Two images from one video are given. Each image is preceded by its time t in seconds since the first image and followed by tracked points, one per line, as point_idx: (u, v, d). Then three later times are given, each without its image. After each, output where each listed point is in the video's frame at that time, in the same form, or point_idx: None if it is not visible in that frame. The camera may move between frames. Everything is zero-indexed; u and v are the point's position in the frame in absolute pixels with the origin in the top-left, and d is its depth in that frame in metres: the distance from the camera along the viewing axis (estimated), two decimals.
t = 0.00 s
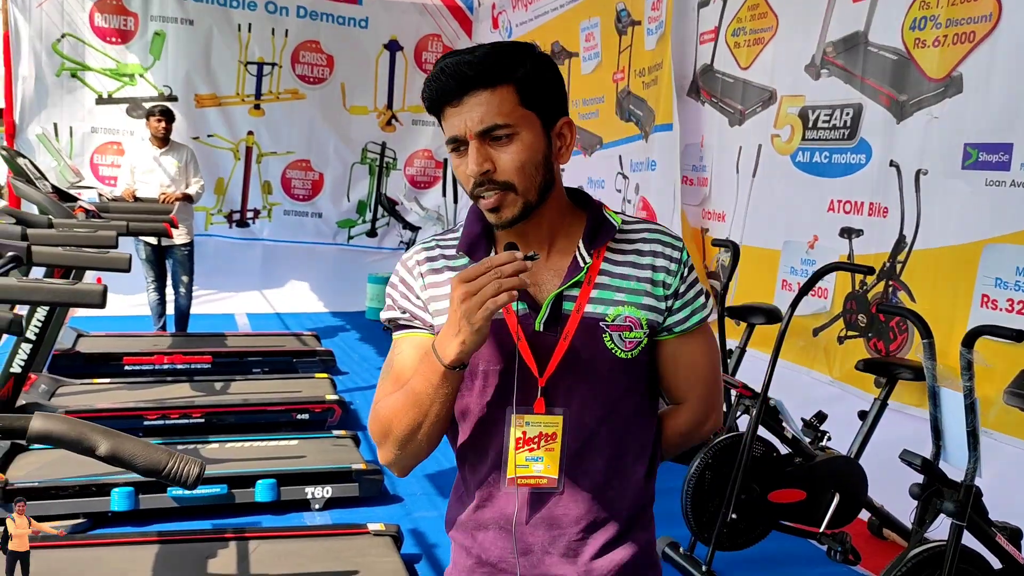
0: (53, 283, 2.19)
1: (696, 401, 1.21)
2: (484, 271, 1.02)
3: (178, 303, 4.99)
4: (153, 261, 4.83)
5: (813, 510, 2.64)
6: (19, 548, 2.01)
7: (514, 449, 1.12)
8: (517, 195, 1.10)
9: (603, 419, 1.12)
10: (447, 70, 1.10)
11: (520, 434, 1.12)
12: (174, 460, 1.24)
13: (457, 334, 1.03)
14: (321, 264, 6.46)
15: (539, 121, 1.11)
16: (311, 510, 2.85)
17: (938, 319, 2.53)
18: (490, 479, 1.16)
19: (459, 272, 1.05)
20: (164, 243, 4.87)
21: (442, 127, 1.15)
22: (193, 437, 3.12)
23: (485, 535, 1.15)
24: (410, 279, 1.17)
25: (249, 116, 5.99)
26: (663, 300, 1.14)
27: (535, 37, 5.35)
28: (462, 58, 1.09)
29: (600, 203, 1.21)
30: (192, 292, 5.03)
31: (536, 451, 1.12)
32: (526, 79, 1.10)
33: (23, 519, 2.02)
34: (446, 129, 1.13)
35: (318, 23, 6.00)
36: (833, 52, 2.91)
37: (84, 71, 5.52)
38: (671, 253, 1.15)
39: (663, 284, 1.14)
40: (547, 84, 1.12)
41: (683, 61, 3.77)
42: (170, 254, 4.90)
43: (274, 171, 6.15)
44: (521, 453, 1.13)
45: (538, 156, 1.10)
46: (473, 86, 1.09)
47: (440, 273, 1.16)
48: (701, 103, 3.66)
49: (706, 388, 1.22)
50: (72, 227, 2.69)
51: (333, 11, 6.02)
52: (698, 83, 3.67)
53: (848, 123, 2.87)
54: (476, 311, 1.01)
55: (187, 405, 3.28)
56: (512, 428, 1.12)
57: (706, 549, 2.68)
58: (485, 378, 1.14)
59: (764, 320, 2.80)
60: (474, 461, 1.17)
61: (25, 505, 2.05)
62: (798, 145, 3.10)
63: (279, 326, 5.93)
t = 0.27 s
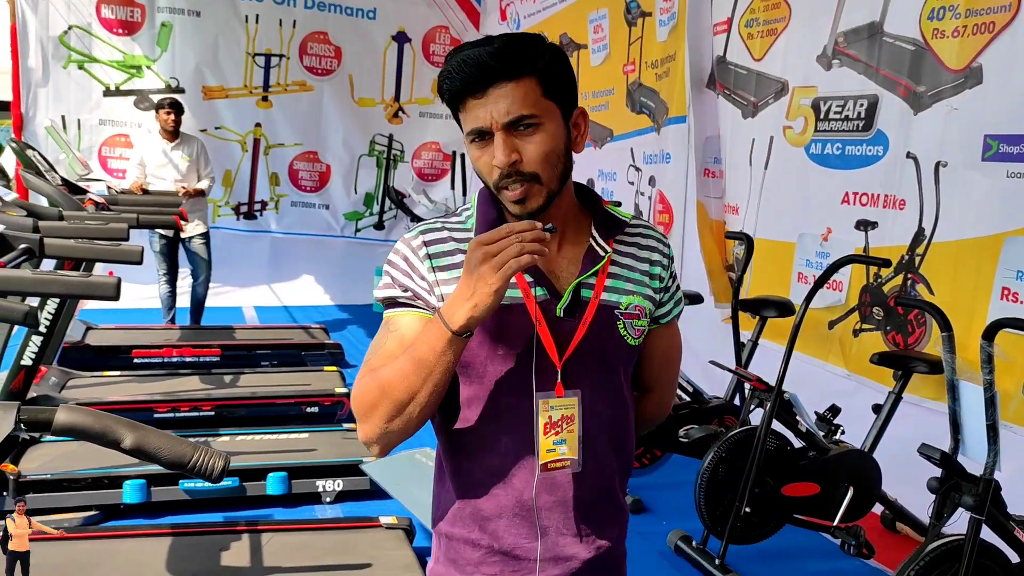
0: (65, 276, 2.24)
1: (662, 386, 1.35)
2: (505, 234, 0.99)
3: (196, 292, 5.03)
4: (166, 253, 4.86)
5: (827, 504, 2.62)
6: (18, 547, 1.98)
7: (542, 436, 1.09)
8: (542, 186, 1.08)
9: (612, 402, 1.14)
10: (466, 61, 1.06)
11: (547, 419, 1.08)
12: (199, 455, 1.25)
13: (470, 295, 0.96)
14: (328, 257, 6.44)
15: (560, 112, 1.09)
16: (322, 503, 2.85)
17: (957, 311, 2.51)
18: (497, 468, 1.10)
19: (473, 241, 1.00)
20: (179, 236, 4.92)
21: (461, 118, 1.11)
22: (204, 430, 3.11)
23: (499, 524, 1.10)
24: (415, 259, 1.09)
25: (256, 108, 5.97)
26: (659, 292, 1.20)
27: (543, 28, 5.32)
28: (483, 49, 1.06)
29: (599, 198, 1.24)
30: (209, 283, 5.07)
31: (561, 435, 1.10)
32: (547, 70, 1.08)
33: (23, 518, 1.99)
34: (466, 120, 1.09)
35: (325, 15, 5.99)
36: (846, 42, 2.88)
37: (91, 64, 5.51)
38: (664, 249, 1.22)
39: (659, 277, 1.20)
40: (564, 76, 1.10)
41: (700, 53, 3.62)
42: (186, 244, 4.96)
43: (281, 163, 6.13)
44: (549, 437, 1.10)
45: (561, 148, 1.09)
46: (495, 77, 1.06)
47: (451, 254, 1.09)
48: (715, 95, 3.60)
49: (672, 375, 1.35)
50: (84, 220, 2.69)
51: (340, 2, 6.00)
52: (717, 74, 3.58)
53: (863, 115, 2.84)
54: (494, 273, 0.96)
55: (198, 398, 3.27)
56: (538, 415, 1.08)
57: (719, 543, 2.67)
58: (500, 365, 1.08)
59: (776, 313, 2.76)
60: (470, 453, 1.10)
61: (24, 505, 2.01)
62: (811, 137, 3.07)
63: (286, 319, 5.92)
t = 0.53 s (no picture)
0: (70, 272, 2.23)
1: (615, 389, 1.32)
2: (513, 208, 0.93)
3: (215, 285, 5.18)
4: (180, 248, 4.95)
5: (834, 503, 2.61)
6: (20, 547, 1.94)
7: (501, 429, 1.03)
8: (556, 180, 1.05)
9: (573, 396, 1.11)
10: (506, 45, 1.05)
11: (507, 413, 1.03)
12: (204, 455, 1.24)
13: (465, 259, 0.90)
14: (335, 252, 6.44)
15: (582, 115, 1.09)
16: (328, 499, 2.84)
17: (968, 309, 2.49)
18: (447, 448, 1.05)
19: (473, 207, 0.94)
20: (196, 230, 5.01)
21: (483, 100, 1.07)
22: (210, 427, 3.11)
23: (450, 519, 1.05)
24: (404, 227, 1.03)
25: (263, 103, 5.95)
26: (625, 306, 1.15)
27: (549, 23, 5.29)
28: (526, 36, 1.05)
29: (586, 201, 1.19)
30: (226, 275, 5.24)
31: (523, 428, 1.05)
32: (575, 72, 1.08)
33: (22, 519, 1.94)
34: (493, 101, 1.05)
35: (331, 9, 5.96)
36: (854, 37, 2.86)
37: (96, 57, 5.48)
38: (639, 265, 1.18)
39: (628, 292, 1.16)
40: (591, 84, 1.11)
41: (709, 52, 3.66)
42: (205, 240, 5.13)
43: (287, 158, 6.12)
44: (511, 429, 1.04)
45: (579, 149, 1.07)
46: (533, 65, 1.04)
47: (440, 230, 1.04)
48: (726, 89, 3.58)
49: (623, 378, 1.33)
50: (89, 215, 2.68)
51: None
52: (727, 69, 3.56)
53: (871, 110, 2.83)
54: (491, 245, 0.89)
55: (203, 394, 3.27)
56: (502, 409, 1.03)
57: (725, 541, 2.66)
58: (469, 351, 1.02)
59: (785, 310, 2.75)
60: (417, 432, 1.05)
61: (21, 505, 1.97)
62: (821, 133, 3.06)
63: (292, 314, 5.92)
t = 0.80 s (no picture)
0: (81, 270, 2.25)
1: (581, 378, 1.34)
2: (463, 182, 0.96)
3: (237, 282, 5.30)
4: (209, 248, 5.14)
5: (845, 502, 2.60)
6: (20, 547, 1.91)
7: (462, 416, 1.02)
8: (507, 165, 1.05)
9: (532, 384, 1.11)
10: (463, 30, 1.05)
11: (465, 401, 1.02)
12: (210, 454, 1.23)
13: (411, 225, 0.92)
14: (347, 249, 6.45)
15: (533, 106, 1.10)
16: (338, 497, 2.85)
17: (979, 307, 2.47)
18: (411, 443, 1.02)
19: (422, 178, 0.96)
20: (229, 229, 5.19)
21: (435, 85, 1.06)
22: (221, 424, 3.12)
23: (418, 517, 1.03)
24: (351, 212, 1.04)
25: (275, 100, 5.97)
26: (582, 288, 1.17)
27: (559, 20, 5.28)
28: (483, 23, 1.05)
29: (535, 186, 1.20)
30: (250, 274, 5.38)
31: (480, 415, 1.04)
32: (527, 63, 1.09)
33: (23, 518, 1.91)
34: (447, 85, 1.04)
35: (341, 7, 6.00)
36: (868, 34, 2.84)
37: (108, 54, 5.50)
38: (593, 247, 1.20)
39: (586, 274, 1.18)
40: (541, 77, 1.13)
41: (716, 48, 3.67)
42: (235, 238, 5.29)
43: (298, 156, 6.13)
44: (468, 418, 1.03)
45: (528, 138, 1.08)
46: (490, 51, 1.05)
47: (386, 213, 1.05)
48: (738, 88, 3.58)
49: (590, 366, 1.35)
50: (101, 213, 2.69)
51: None
52: (733, 68, 3.59)
53: (882, 108, 2.82)
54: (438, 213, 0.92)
55: (214, 391, 3.28)
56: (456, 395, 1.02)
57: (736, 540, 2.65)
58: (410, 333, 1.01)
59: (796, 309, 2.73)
60: (369, 424, 1.05)
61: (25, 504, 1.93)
62: (836, 130, 3.03)
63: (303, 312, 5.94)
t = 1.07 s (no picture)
0: (102, 268, 2.26)
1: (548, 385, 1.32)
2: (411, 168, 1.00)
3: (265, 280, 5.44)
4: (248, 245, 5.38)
5: (867, 505, 2.57)
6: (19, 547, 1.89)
7: (403, 431, 1.05)
8: (445, 160, 1.07)
9: (481, 396, 1.12)
10: (399, 23, 1.08)
11: (406, 415, 1.06)
12: (229, 455, 1.26)
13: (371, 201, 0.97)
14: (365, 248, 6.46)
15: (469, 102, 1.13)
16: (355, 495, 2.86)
17: (1000, 307, 2.45)
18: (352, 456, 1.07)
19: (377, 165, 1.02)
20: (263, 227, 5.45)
21: (370, 79, 1.08)
22: (240, 422, 3.14)
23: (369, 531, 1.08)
24: (282, 219, 1.07)
25: (294, 99, 5.99)
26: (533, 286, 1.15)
27: (577, 18, 5.23)
28: (419, 16, 1.09)
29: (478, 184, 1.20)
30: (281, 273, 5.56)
31: (421, 431, 1.07)
32: (465, 58, 1.12)
33: (24, 518, 1.87)
34: (382, 79, 1.06)
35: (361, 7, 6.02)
36: (890, 32, 2.81)
37: (129, 53, 5.55)
38: (543, 242, 1.18)
39: (535, 271, 1.15)
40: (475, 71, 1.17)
41: (731, 44, 3.68)
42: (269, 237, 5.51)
43: (317, 154, 6.15)
44: (411, 435, 1.06)
45: (464, 134, 1.11)
46: (427, 44, 1.08)
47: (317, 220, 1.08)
48: (754, 86, 3.58)
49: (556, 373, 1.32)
50: (122, 211, 2.72)
51: None
52: (747, 67, 3.60)
53: (900, 106, 2.79)
54: (391, 190, 0.97)
55: (233, 388, 3.30)
56: (398, 409, 1.05)
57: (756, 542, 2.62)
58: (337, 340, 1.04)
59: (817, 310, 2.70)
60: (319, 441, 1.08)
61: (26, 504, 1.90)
62: (857, 129, 2.99)
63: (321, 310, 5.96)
